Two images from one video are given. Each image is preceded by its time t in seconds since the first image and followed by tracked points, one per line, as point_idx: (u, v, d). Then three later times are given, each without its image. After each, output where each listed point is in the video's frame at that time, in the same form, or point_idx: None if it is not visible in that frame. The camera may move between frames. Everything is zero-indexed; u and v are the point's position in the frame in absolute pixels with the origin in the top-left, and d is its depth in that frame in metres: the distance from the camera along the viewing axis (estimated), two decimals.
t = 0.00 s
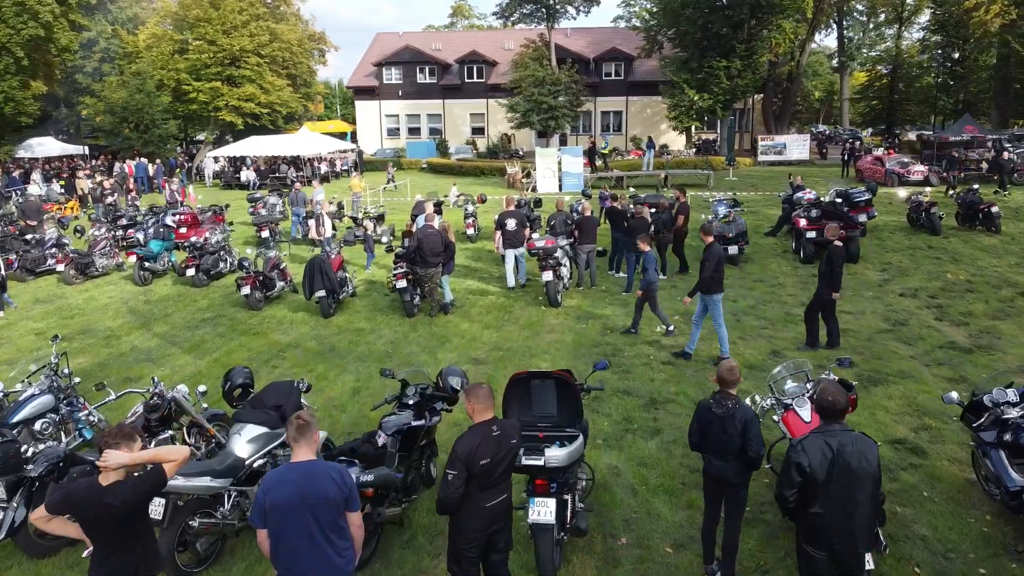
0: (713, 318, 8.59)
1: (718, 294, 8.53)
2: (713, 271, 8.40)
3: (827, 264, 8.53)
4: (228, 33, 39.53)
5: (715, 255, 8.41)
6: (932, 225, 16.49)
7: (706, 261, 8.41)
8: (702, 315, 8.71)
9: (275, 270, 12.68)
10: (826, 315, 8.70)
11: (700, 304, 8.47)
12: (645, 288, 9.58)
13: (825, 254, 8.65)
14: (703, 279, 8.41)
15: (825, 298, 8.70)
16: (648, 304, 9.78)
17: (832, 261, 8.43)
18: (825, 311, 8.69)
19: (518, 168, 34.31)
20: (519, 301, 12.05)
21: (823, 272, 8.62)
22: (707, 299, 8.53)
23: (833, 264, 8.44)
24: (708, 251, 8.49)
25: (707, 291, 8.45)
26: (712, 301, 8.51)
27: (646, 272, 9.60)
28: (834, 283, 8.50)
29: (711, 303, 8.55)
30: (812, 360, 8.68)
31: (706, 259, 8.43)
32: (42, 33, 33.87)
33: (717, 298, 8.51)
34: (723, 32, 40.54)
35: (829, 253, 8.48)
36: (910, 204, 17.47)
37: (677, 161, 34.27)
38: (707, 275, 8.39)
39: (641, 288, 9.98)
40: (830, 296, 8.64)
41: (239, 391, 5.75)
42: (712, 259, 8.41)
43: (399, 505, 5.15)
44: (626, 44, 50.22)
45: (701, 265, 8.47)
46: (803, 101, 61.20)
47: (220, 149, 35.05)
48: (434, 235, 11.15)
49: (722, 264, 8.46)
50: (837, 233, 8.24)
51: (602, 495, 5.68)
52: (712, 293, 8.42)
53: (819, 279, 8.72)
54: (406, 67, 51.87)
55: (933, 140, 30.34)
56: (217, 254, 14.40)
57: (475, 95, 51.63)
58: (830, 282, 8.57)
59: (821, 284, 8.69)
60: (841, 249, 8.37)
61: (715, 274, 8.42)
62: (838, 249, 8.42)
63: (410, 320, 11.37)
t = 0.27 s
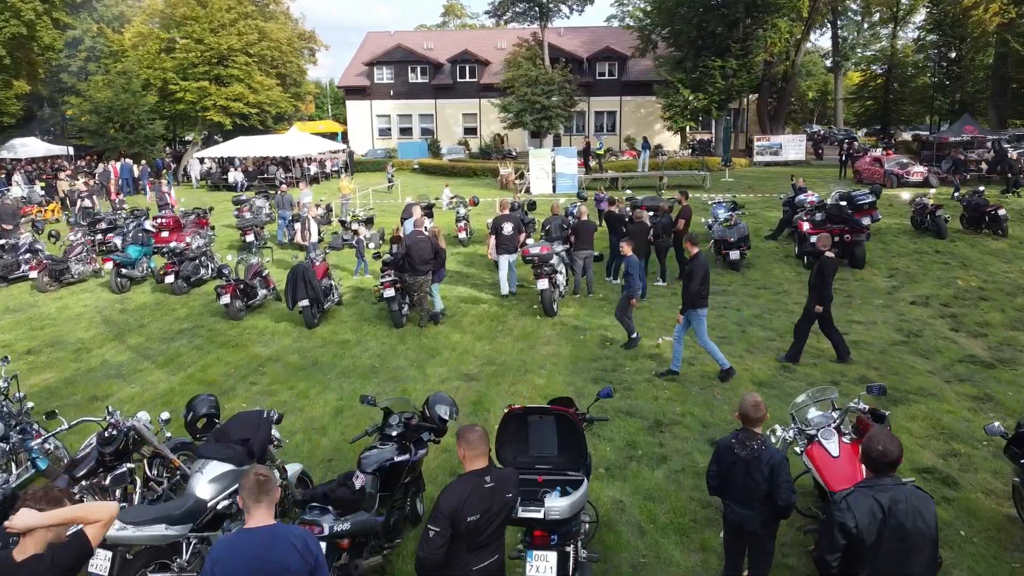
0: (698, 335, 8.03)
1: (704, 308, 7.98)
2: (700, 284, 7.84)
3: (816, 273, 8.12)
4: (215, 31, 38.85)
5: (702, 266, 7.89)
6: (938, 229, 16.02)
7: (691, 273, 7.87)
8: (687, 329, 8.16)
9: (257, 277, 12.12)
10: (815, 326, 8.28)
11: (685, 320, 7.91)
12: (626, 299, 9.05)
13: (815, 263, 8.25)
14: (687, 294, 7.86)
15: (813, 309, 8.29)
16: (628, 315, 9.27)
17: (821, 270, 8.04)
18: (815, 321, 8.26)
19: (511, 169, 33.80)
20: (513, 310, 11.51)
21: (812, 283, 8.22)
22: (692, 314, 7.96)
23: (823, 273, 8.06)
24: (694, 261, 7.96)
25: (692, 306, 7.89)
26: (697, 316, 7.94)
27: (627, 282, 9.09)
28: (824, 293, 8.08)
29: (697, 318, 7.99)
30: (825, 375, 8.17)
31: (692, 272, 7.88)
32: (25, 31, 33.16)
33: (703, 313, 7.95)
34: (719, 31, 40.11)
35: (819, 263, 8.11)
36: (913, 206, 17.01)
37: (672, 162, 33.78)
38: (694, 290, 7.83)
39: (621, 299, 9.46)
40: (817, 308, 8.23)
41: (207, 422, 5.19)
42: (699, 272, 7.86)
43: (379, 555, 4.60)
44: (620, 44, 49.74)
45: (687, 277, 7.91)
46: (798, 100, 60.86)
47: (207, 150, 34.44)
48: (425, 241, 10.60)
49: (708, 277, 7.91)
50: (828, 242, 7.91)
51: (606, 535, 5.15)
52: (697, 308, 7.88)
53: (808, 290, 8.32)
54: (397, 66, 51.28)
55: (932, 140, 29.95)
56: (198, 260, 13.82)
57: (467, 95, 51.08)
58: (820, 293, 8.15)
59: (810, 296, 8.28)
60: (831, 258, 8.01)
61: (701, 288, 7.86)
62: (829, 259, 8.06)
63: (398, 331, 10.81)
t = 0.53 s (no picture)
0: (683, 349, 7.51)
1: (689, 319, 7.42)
2: (691, 292, 7.33)
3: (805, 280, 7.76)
4: (202, 30, 38.14)
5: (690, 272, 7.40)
6: (944, 232, 15.57)
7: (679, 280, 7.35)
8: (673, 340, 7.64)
9: (237, 285, 11.56)
10: (803, 337, 7.88)
11: (675, 331, 7.38)
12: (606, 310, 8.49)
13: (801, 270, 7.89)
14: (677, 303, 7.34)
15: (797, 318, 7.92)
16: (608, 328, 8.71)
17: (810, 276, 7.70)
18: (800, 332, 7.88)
19: (504, 170, 33.26)
20: (507, 320, 10.97)
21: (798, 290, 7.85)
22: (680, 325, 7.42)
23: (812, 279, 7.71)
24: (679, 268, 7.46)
25: (681, 316, 7.36)
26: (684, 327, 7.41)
27: (605, 293, 8.55)
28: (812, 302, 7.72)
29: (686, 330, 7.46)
30: (841, 392, 7.66)
31: (680, 279, 7.36)
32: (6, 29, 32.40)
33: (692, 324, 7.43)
34: (714, 30, 39.65)
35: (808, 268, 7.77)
36: (917, 208, 16.57)
37: (667, 162, 33.30)
38: (685, 298, 7.30)
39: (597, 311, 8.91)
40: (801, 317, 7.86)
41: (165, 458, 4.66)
42: (687, 279, 7.36)
43: None
44: (614, 43, 49.27)
45: (675, 284, 7.38)
46: (792, 100, 60.52)
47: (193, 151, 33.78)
48: (416, 248, 10.03)
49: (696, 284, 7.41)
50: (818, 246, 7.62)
51: None
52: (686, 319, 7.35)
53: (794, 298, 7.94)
54: (388, 66, 50.68)
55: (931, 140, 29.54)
56: (178, 266, 13.22)
57: (459, 95, 50.51)
58: (807, 301, 7.77)
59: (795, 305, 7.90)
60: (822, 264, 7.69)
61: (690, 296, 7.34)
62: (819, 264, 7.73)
63: (386, 342, 10.25)
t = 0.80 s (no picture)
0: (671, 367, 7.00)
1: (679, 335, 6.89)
2: (678, 308, 6.79)
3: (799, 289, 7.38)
4: (189, 28, 37.47)
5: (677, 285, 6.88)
6: (951, 236, 15.10)
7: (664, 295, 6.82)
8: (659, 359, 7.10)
9: (216, 295, 11.01)
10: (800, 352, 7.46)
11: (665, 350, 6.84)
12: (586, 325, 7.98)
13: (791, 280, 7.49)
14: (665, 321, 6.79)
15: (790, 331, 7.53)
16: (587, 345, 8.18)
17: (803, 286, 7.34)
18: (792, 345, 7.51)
19: (497, 171, 32.74)
20: (501, 331, 10.42)
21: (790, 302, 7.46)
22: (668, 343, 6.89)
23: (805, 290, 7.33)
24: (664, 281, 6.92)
25: (669, 334, 6.83)
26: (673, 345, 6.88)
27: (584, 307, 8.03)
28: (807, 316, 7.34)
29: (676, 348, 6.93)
30: (859, 412, 7.15)
31: (666, 294, 6.82)
32: None
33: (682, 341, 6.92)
34: (709, 29, 39.19)
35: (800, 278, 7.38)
36: (922, 210, 16.12)
37: (663, 163, 32.79)
38: (673, 314, 6.76)
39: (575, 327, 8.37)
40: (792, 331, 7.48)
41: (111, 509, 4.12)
42: (674, 293, 6.83)
43: None
44: (607, 42, 48.76)
45: (660, 300, 6.85)
46: (787, 101, 60.15)
47: (180, 152, 33.13)
48: (404, 257, 9.49)
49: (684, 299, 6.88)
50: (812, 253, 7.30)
51: None
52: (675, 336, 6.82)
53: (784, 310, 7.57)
54: (380, 65, 50.08)
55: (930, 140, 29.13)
56: (155, 273, 12.63)
57: (452, 95, 49.94)
58: (799, 313, 7.36)
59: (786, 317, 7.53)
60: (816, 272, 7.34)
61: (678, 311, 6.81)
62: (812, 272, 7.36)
63: (373, 356, 9.68)
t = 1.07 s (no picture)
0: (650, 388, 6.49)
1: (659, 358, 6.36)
2: (653, 330, 6.27)
3: (792, 303, 6.95)
4: (176, 27, 36.79)
5: (657, 302, 6.34)
6: (959, 240, 14.63)
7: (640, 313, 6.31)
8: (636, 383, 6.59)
9: (194, 305, 10.44)
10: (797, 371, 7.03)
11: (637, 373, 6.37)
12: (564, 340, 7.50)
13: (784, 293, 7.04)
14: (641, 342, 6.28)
15: (785, 347, 7.08)
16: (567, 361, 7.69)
17: (797, 299, 6.90)
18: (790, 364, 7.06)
19: (490, 172, 32.20)
20: (494, 343, 9.87)
21: (783, 317, 7.03)
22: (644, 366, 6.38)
23: (800, 304, 6.89)
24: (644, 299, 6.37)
25: (646, 356, 6.32)
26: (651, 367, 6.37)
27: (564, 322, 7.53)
28: (802, 330, 6.90)
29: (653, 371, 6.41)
30: (881, 435, 6.63)
31: (642, 313, 6.30)
32: None
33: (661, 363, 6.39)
34: (705, 28, 38.70)
35: (792, 292, 6.94)
36: (928, 213, 15.67)
37: (658, 164, 32.29)
38: (647, 336, 6.25)
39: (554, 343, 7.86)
40: (789, 348, 7.01)
41: None
42: (651, 312, 6.28)
43: None
44: (601, 42, 48.26)
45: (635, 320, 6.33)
46: (781, 100, 59.82)
47: (166, 153, 32.47)
48: (393, 266, 8.97)
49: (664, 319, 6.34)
50: (803, 263, 6.89)
51: None
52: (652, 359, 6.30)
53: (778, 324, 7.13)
54: (371, 65, 49.47)
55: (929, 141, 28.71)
56: (131, 281, 12.02)
57: (444, 95, 49.35)
58: (795, 330, 6.93)
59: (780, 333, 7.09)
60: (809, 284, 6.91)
61: (656, 331, 6.29)
62: (805, 285, 6.93)
63: (358, 371, 9.11)
